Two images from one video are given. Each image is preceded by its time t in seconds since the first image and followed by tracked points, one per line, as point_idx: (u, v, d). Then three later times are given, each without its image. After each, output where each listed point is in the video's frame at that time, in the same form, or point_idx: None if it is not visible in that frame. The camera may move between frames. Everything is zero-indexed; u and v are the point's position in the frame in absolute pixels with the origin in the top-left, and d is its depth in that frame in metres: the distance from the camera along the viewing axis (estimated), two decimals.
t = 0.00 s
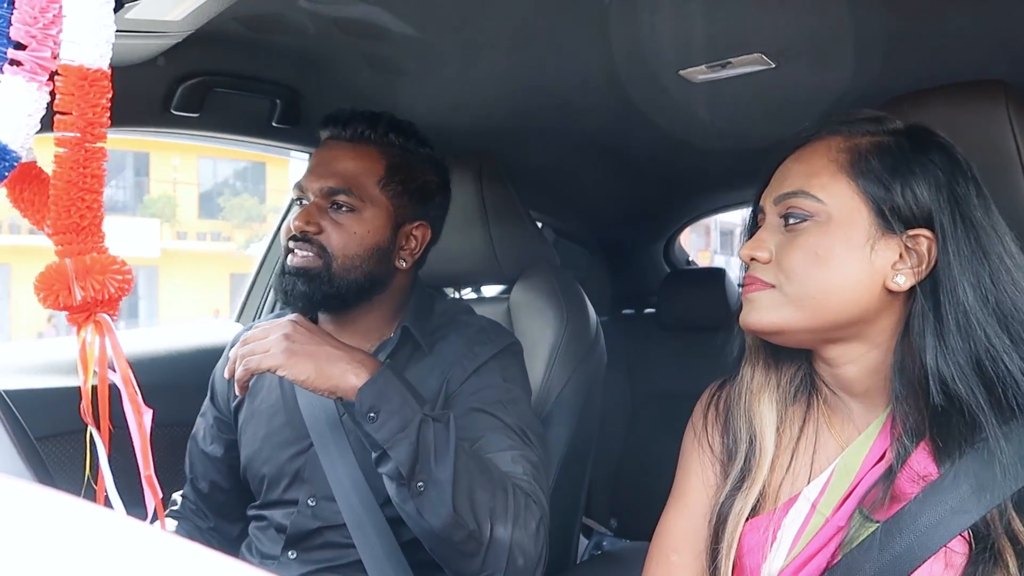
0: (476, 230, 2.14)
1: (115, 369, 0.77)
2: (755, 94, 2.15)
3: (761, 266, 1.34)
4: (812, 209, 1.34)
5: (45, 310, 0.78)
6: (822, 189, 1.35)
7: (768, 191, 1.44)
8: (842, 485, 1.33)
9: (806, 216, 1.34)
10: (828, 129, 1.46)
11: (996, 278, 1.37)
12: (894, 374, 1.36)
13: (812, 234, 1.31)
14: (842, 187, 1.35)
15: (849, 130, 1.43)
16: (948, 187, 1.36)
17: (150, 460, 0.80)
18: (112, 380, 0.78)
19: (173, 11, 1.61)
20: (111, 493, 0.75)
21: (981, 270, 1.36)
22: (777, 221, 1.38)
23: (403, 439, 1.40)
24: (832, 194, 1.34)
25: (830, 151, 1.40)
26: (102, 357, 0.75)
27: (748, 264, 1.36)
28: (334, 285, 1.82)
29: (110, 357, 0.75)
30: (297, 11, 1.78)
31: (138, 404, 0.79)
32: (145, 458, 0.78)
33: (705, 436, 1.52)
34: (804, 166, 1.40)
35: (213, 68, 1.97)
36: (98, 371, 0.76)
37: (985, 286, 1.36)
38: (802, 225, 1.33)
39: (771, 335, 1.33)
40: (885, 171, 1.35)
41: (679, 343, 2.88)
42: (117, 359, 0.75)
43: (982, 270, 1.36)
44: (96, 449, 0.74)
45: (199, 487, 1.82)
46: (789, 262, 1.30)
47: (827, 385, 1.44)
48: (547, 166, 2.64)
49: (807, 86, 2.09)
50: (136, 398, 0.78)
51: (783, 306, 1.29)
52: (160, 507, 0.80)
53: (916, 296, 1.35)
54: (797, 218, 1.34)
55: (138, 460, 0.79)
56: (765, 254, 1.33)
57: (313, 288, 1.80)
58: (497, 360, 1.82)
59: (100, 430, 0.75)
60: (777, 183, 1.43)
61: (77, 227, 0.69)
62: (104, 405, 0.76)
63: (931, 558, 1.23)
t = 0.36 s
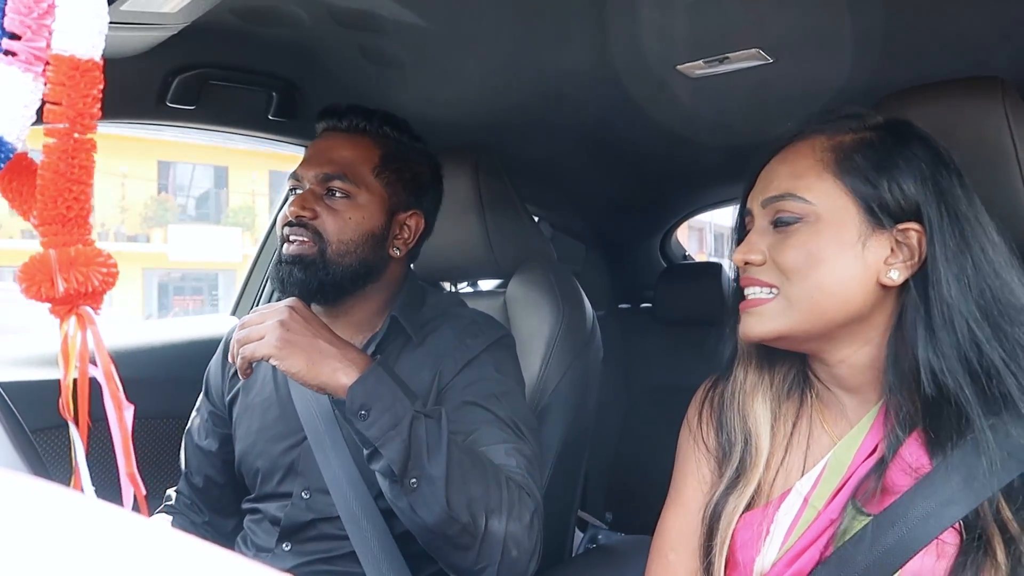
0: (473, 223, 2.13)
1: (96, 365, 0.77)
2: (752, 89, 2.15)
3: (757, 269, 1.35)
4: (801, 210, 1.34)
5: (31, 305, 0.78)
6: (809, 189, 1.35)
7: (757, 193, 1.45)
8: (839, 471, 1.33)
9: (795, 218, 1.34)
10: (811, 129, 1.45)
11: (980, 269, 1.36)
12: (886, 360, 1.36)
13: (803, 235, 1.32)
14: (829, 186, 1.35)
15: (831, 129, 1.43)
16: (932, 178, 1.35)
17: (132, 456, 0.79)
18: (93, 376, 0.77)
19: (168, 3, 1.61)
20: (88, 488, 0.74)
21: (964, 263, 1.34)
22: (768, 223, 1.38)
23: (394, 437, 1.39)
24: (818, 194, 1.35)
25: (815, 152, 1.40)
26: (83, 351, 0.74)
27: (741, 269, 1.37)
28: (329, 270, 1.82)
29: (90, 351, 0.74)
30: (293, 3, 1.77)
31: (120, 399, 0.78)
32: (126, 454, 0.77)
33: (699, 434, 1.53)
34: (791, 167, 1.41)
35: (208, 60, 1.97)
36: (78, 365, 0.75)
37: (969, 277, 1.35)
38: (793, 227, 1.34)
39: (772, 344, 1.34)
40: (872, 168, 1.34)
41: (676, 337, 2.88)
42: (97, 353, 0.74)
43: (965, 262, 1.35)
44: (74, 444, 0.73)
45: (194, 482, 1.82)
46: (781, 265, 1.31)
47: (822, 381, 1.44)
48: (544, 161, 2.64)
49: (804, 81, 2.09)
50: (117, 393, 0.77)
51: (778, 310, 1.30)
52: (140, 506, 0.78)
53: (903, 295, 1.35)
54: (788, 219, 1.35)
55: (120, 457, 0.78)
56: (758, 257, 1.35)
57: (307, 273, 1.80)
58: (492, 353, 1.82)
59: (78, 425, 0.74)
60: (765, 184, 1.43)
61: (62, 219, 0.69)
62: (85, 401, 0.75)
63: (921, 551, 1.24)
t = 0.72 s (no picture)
0: (469, 223, 2.13)
1: (90, 364, 0.76)
2: (749, 90, 2.14)
3: (789, 268, 1.32)
4: (836, 208, 1.33)
5: (24, 305, 0.77)
6: (843, 187, 1.35)
7: (781, 189, 1.43)
8: (839, 476, 1.33)
9: (830, 215, 1.33)
10: (833, 125, 1.45)
11: (1004, 267, 1.38)
12: (900, 364, 1.36)
13: (842, 233, 1.30)
14: (864, 184, 1.34)
15: (859, 124, 1.43)
16: (958, 179, 1.37)
17: (128, 457, 0.78)
18: (86, 376, 0.77)
19: (164, 3, 1.60)
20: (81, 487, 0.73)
21: (991, 259, 1.37)
22: (798, 221, 1.37)
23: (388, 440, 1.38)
24: (854, 191, 1.34)
25: (846, 148, 1.39)
26: (77, 353, 0.74)
27: (772, 266, 1.34)
28: (324, 273, 1.82)
29: (83, 352, 0.74)
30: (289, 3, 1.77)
31: (114, 400, 0.77)
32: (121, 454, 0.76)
33: (699, 436, 1.53)
34: (822, 164, 1.40)
35: (204, 60, 1.96)
36: (71, 366, 0.75)
37: (995, 274, 1.38)
38: (829, 224, 1.32)
39: (804, 344, 1.32)
40: (903, 164, 1.36)
41: (671, 337, 2.88)
42: (90, 352, 0.74)
43: (991, 261, 1.37)
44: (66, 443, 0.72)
45: (190, 485, 1.82)
46: (821, 262, 1.29)
47: (822, 385, 1.44)
48: (541, 162, 2.63)
49: (801, 82, 2.09)
50: (110, 394, 0.76)
51: (819, 308, 1.29)
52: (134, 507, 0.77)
53: (936, 291, 1.36)
54: (822, 217, 1.34)
55: (116, 457, 0.77)
56: (791, 255, 1.32)
57: (303, 276, 1.80)
58: (485, 355, 1.81)
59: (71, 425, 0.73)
60: (792, 181, 1.42)
61: (56, 218, 0.68)
62: (77, 401, 0.75)
63: (919, 557, 1.24)
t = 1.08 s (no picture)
0: (465, 224, 2.13)
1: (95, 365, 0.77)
2: (745, 91, 2.15)
3: (795, 262, 1.33)
4: (843, 203, 1.34)
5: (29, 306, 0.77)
6: (852, 183, 1.35)
7: (787, 184, 1.43)
8: (837, 471, 1.33)
9: (838, 211, 1.34)
10: (840, 120, 1.45)
11: (1007, 267, 1.40)
12: (899, 364, 1.36)
13: (849, 228, 1.31)
14: (872, 181, 1.35)
15: (866, 121, 1.43)
16: (961, 178, 1.39)
17: (130, 457, 0.79)
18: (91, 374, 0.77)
19: (160, 4, 1.60)
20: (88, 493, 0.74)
21: (994, 259, 1.39)
22: (805, 216, 1.37)
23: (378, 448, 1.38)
24: (862, 188, 1.35)
25: (855, 145, 1.40)
26: (82, 353, 0.73)
27: (778, 260, 1.35)
28: (319, 274, 1.82)
29: (89, 352, 0.74)
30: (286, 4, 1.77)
31: (118, 400, 0.79)
32: (123, 454, 0.77)
33: (696, 433, 1.54)
34: (830, 161, 1.40)
35: (200, 61, 1.96)
36: (77, 367, 0.75)
37: (999, 274, 1.39)
38: (836, 219, 1.33)
39: (810, 341, 1.32)
40: (910, 163, 1.37)
41: (667, 339, 2.89)
42: (95, 353, 0.74)
43: (995, 260, 1.39)
44: (75, 445, 0.73)
45: (186, 487, 1.82)
46: (828, 257, 1.30)
47: (825, 382, 1.44)
48: (537, 163, 2.64)
49: (796, 84, 2.09)
50: (114, 393, 0.78)
51: (826, 303, 1.29)
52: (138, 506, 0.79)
53: (939, 289, 1.37)
54: (828, 212, 1.34)
55: (118, 456, 0.78)
56: (797, 250, 1.33)
57: (298, 278, 1.80)
58: (472, 362, 1.80)
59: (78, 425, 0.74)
60: (800, 176, 1.42)
61: (59, 220, 0.69)
62: (82, 402, 0.75)
63: (912, 556, 1.24)
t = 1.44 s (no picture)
0: (463, 222, 2.12)
1: (78, 363, 0.76)
2: (743, 89, 2.15)
3: (792, 262, 1.32)
4: (839, 203, 1.33)
5: (19, 304, 0.77)
6: (847, 183, 1.35)
7: (783, 184, 1.42)
8: (831, 471, 1.33)
9: (834, 211, 1.33)
10: (833, 120, 1.45)
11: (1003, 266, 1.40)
12: (895, 358, 1.37)
13: (846, 228, 1.31)
14: (867, 180, 1.35)
15: (860, 121, 1.43)
16: (956, 176, 1.38)
17: (119, 455, 0.80)
18: (76, 374, 0.77)
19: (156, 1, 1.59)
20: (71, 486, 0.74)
21: (988, 258, 1.39)
22: (801, 216, 1.37)
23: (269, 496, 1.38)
24: (857, 188, 1.35)
25: (849, 144, 1.40)
26: (65, 352, 0.73)
27: (776, 261, 1.34)
28: (346, 289, 1.87)
29: (71, 352, 0.74)
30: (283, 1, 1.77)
31: (103, 399, 0.78)
32: (110, 453, 0.77)
33: (692, 432, 1.54)
34: (825, 161, 1.40)
35: (197, 58, 1.96)
36: (60, 365, 0.74)
37: (993, 273, 1.39)
38: (833, 219, 1.33)
39: (807, 340, 1.32)
40: (904, 161, 1.37)
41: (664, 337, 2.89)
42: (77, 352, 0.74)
43: (991, 258, 1.39)
44: (59, 444, 0.73)
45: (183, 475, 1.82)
46: (825, 257, 1.29)
47: (819, 381, 1.44)
48: (534, 161, 2.63)
49: (794, 82, 2.09)
50: (100, 392, 0.78)
51: (824, 303, 1.29)
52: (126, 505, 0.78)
53: (934, 287, 1.37)
54: (825, 212, 1.34)
55: (106, 456, 0.78)
56: (795, 249, 1.32)
57: (331, 299, 1.84)
58: (455, 353, 1.85)
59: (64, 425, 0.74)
60: (795, 175, 1.41)
61: (45, 217, 0.69)
62: (66, 400, 0.75)
63: (912, 549, 1.24)
